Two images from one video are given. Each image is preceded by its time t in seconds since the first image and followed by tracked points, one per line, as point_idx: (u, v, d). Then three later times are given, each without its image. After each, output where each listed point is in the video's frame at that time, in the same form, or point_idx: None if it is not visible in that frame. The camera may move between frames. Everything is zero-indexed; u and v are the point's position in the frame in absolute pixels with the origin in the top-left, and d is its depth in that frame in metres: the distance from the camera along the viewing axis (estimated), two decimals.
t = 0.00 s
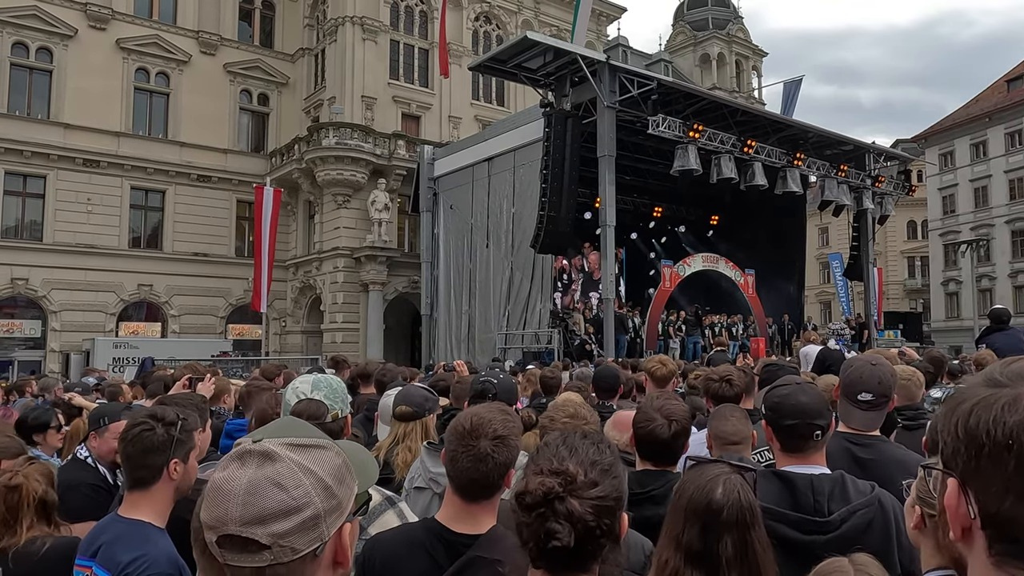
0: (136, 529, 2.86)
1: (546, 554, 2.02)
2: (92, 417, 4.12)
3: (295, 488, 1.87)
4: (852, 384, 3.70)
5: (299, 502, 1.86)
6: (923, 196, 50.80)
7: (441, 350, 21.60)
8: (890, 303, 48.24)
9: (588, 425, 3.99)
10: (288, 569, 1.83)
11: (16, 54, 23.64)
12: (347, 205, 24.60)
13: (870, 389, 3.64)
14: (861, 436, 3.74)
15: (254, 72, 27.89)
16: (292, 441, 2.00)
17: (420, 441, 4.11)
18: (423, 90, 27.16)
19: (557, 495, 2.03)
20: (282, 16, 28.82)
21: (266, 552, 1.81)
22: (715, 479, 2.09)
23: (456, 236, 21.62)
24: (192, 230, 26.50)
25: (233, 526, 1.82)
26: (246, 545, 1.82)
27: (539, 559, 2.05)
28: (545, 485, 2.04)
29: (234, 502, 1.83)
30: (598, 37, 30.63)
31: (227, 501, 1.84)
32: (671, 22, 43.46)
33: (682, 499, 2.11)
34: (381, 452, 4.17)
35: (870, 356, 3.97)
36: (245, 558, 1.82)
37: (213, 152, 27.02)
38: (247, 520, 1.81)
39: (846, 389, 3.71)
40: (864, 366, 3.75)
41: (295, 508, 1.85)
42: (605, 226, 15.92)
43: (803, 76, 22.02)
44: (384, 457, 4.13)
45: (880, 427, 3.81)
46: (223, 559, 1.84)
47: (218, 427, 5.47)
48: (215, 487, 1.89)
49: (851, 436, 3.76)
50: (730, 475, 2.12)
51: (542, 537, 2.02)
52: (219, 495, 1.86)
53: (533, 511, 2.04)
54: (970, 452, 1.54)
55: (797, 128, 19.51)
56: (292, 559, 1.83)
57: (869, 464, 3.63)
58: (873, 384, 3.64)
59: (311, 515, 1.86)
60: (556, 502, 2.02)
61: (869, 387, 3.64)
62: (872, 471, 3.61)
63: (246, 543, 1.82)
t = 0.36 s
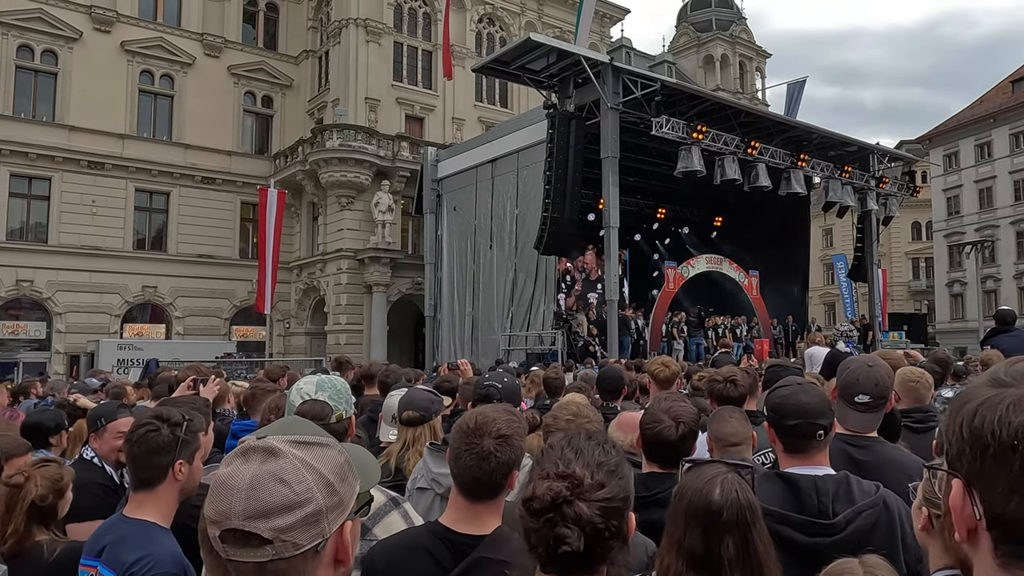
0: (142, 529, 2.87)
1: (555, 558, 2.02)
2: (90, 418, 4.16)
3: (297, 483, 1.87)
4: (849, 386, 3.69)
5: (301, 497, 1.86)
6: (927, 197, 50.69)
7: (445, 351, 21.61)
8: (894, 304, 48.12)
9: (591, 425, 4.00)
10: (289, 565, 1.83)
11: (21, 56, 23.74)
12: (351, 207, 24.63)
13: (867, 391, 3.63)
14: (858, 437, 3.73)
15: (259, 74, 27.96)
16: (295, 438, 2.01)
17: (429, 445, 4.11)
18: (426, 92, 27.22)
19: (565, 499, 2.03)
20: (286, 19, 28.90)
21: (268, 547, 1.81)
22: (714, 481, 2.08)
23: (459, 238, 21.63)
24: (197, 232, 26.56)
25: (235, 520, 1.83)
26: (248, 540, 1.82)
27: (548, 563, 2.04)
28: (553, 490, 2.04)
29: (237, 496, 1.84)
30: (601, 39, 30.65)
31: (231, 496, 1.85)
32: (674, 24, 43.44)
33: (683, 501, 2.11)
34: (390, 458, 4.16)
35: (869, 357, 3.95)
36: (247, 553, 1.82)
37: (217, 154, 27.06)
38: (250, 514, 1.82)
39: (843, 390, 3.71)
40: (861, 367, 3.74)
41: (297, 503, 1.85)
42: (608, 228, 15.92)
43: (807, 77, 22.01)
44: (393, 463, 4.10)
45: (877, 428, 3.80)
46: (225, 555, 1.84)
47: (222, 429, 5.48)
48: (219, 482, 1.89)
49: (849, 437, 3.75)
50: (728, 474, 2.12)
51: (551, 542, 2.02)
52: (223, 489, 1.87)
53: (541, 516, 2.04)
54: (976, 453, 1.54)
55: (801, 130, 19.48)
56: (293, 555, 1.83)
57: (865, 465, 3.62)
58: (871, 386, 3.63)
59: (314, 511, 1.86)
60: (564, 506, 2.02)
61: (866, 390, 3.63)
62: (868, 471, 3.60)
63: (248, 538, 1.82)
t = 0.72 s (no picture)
0: (149, 528, 2.88)
1: (560, 553, 2.01)
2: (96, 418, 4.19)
3: (299, 481, 1.88)
4: (853, 387, 3.70)
5: (302, 494, 1.87)
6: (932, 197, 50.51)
7: (449, 352, 21.63)
8: (899, 304, 48.00)
9: (594, 424, 3.99)
10: (291, 562, 1.83)
11: (26, 58, 23.85)
12: (354, 207, 24.64)
13: (870, 391, 3.63)
14: (860, 438, 3.72)
15: (262, 75, 28.01)
16: (298, 436, 2.01)
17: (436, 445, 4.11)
18: (430, 93, 27.21)
19: (570, 494, 2.03)
20: (290, 19, 28.92)
21: (269, 544, 1.81)
22: (725, 482, 2.08)
23: (462, 238, 21.64)
24: (201, 232, 26.62)
25: (237, 517, 1.83)
26: (250, 536, 1.82)
27: (553, 559, 2.03)
28: (558, 484, 2.04)
29: (240, 492, 1.84)
30: (605, 39, 30.63)
31: (234, 492, 1.85)
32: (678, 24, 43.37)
33: (692, 501, 2.11)
34: (399, 459, 4.15)
35: (873, 357, 3.96)
36: (248, 550, 1.83)
37: (221, 155, 27.10)
38: (252, 510, 1.82)
39: (847, 391, 3.71)
40: (865, 368, 3.74)
41: (298, 500, 1.85)
42: (612, 228, 15.90)
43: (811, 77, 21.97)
44: (403, 464, 4.09)
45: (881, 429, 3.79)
46: (227, 552, 1.85)
47: (226, 429, 5.48)
48: (221, 479, 1.90)
49: (852, 438, 3.74)
50: (740, 476, 2.12)
51: (557, 537, 2.01)
52: (226, 485, 1.87)
53: (546, 511, 2.04)
54: (986, 452, 1.54)
55: (806, 130, 19.45)
56: (295, 552, 1.83)
57: (868, 465, 3.61)
58: (874, 387, 3.63)
59: (315, 508, 1.87)
60: (569, 500, 2.02)
61: (869, 391, 3.63)
62: (872, 471, 3.59)
63: (250, 535, 1.82)
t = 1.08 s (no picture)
0: (155, 526, 2.89)
1: (551, 549, 2.02)
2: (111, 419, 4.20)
3: (305, 477, 1.88)
4: (858, 385, 3.70)
5: (309, 491, 1.87)
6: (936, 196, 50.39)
7: (452, 351, 21.63)
8: (902, 304, 47.93)
9: (598, 423, 3.99)
10: (297, 558, 1.84)
11: (30, 58, 23.92)
12: (358, 207, 24.66)
13: (875, 390, 3.64)
14: (866, 437, 3.72)
15: (266, 74, 28.04)
16: (304, 433, 2.01)
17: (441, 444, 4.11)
18: (433, 92, 27.22)
19: (561, 491, 2.03)
20: (293, 20, 28.94)
21: (275, 541, 1.82)
22: (744, 479, 2.08)
23: (465, 237, 21.64)
24: (204, 232, 26.66)
25: (244, 514, 1.84)
26: (256, 533, 1.83)
27: (544, 555, 2.05)
28: (550, 481, 2.04)
29: (246, 490, 1.85)
30: (607, 38, 30.59)
31: (240, 489, 1.86)
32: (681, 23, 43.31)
33: (710, 493, 2.11)
34: (403, 457, 4.17)
35: (879, 356, 3.96)
36: (255, 547, 1.83)
37: (225, 155, 27.14)
38: (258, 507, 1.83)
39: (852, 389, 3.72)
40: (870, 367, 3.75)
41: (304, 497, 1.86)
42: (615, 227, 15.89)
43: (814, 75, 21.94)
44: (408, 462, 4.11)
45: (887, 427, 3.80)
46: (235, 549, 1.86)
47: (230, 428, 5.49)
48: (228, 476, 1.90)
49: (858, 437, 3.74)
50: (767, 479, 2.10)
51: (546, 533, 2.02)
52: (233, 482, 1.88)
53: (537, 507, 2.04)
54: (994, 451, 1.54)
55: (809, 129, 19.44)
56: (301, 549, 1.84)
57: (875, 464, 3.60)
58: (879, 386, 3.64)
59: (320, 505, 1.87)
60: (561, 497, 2.03)
61: (875, 389, 3.64)
62: (878, 470, 3.58)
63: (256, 531, 1.83)
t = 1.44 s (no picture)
0: (156, 525, 2.89)
1: (538, 550, 2.02)
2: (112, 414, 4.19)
3: (304, 476, 1.88)
4: (865, 384, 3.69)
5: (308, 490, 1.87)
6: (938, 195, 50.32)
7: (453, 351, 21.61)
8: (904, 303, 47.87)
9: (600, 422, 3.98)
10: (297, 557, 1.84)
11: (32, 57, 23.95)
12: (359, 206, 24.67)
13: (883, 390, 3.63)
14: (873, 435, 3.72)
15: (267, 74, 28.05)
16: (303, 432, 2.01)
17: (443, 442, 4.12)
18: (434, 92, 27.23)
19: (551, 492, 2.03)
20: (294, 20, 28.96)
21: (275, 539, 1.82)
22: (730, 472, 2.10)
23: (467, 237, 21.64)
24: (206, 231, 26.68)
25: (244, 513, 1.84)
26: (256, 532, 1.83)
27: (532, 555, 2.05)
28: (539, 482, 2.04)
29: (245, 489, 1.85)
30: (609, 37, 30.55)
31: (240, 488, 1.86)
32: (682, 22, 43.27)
33: (698, 495, 2.11)
34: (406, 456, 4.16)
35: (885, 354, 3.94)
36: (256, 545, 1.83)
37: (226, 154, 27.16)
38: (258, 506, 1.83)
39: (859, 388, 3.70)
40: (877, 365, 3.72)
41: (304, 495, 1.86)
42: (616, 227, 15.88)
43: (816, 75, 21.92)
44: (411, 461, 4.10)
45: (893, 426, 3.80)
46: (235, 547, 1.86)
47: (231, 427, 5.49)
48: (227, 477, 1.91)
49: (864, 435, 3.75)
50: (743, 467, 2.14)
51: (534, 534, 2.03)
52: (232, 482, 1.88)
53: (526, 508, 2.04)
54: (990, 447, 1.54)
55: (810, 128, 19.42)
56: (301, 547, 1.84)
57: (882, 464, 3.61)
58: (886, 386, 3.62)
59: (320, 503, 1.87)
60: (550, 499, 2.03)
61: (882, 389, 3.62)
62: (885, 469, 3.58)
63: (256, 530, 1.83)
